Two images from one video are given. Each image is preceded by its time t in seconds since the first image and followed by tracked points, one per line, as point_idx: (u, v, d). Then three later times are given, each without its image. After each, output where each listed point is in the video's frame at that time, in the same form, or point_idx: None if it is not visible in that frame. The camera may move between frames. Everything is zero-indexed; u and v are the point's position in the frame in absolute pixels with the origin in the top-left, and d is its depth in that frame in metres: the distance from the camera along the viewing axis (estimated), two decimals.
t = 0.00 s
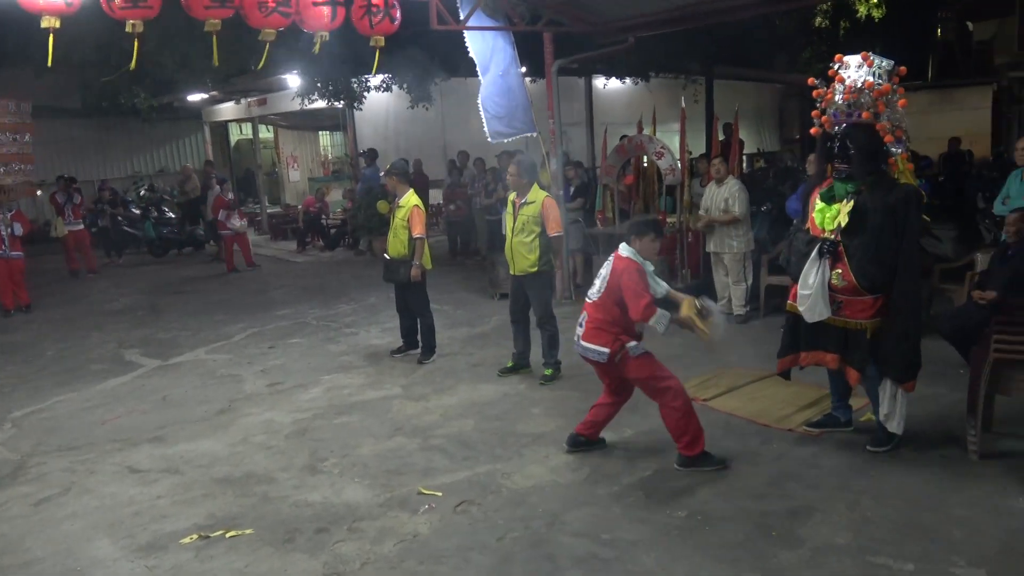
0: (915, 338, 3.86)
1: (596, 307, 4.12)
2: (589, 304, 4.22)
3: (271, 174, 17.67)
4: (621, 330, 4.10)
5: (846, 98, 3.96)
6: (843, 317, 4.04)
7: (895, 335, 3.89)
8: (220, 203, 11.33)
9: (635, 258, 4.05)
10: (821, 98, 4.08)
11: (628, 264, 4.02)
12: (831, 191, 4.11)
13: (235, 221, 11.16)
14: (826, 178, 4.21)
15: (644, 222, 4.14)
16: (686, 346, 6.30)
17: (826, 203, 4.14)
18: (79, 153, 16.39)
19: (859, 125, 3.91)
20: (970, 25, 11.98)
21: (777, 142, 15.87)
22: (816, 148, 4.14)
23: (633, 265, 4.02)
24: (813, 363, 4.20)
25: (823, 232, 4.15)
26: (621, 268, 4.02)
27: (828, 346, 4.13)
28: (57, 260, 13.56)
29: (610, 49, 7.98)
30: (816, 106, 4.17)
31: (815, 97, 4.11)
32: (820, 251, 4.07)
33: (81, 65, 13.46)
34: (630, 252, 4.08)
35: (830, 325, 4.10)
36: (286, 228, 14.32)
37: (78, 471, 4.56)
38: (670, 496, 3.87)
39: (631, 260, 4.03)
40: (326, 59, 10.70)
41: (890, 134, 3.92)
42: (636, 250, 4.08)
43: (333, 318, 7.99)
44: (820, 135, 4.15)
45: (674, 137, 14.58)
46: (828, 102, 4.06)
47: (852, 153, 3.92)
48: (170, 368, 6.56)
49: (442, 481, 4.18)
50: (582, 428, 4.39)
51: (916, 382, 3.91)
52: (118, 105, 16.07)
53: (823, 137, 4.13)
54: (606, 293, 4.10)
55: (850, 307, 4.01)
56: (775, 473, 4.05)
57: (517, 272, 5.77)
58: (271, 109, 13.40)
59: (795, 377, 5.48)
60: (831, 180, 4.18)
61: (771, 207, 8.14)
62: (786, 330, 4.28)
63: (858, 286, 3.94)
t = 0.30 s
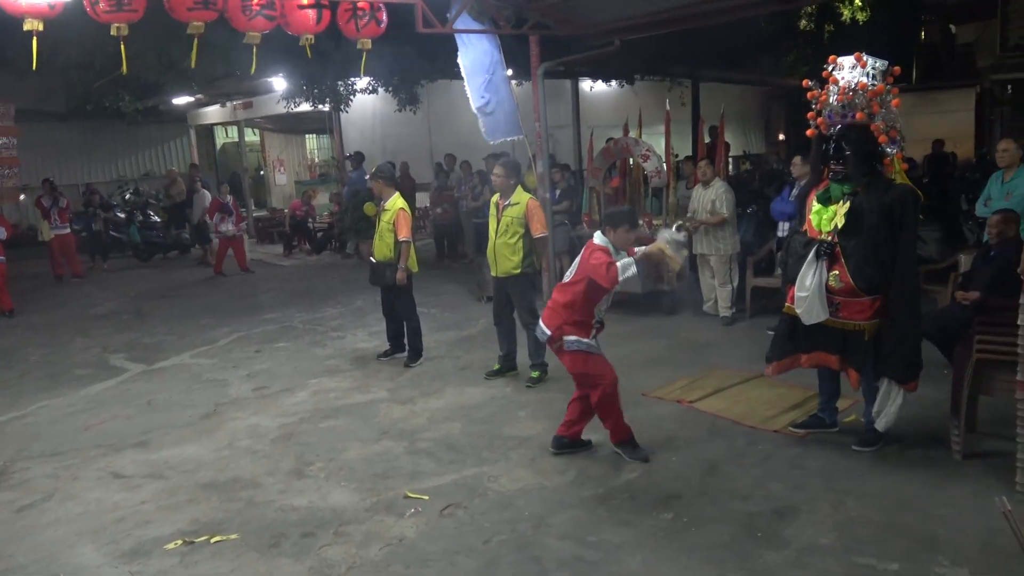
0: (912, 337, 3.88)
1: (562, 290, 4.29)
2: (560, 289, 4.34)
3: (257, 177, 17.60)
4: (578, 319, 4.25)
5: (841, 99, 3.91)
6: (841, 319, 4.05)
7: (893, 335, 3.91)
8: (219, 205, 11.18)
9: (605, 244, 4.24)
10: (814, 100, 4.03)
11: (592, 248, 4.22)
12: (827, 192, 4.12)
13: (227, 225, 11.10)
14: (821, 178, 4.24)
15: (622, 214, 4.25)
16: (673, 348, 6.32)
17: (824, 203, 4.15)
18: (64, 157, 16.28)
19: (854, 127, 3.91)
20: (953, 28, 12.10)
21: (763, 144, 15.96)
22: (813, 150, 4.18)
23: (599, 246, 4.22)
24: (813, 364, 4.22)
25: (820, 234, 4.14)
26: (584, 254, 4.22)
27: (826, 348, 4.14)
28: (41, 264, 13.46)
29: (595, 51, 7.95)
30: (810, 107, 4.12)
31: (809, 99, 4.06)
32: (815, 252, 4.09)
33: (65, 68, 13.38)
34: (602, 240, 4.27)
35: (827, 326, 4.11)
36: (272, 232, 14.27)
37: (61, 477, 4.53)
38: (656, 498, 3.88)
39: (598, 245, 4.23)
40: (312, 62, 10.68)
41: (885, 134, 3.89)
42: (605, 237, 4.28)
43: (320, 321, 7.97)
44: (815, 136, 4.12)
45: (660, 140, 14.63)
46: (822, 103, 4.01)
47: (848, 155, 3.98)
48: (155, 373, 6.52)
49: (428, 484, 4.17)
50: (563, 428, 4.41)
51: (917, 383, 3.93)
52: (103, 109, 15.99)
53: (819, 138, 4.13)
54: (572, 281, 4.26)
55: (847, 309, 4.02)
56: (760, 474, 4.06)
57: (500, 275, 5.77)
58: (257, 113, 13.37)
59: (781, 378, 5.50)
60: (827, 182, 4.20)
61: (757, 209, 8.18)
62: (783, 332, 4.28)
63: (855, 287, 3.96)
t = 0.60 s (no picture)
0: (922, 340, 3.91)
1: (543, 292, 4.28)
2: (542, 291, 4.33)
3: (246, 181, 17.55)
4: (559, 323, 4.24)
5: (838, 104, 3.96)
6: (847, 324, 4.06)
7: (903, 339, 3.94)
8: (216, 208, 11.15)
9: (586, 253, 4.21)
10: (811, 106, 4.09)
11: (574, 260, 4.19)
12: (827, 197, 4.15)
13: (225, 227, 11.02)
14: (822, 185, 4.27)
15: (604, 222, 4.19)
16: (663, 352, 6.34)
17: (825, 208, 4.16)
18: (51, 160, 16.18)
19: (853, 130, 3.94)
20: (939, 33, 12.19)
21: (751, 148, 16.04)
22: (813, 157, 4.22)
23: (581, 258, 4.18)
24: (820, 372, 4.18)
25: (823, 239, 4.15)
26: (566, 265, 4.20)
27: (834, 354, 4.13)
28: (28, 269, 13.37)
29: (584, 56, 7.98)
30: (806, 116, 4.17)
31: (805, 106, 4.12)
32: (819, 258, 4.07)
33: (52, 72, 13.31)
34: (586, 249, 4.23)
35: (833, 331, 4.11)
36: (262, 236, 14.23)
37: (48, 483, 4.50)
38: (645, 502, 3.88)
39: (578, 255, 4.20)
40: (300, 65, 10.65)
41: (884, 136, 3.93)
42: (590, 248, 4.23)
43: (309, 325, 7.96)
44: (814, 142, 4.16)
45: (649, 144, 14.68)
46: (819, 110, 4.07)
47: (847, 158, 4.02)
48: (143, 377, 6.49)
49: (418, 488, 4.17)
50: (553, 429, 4.41)
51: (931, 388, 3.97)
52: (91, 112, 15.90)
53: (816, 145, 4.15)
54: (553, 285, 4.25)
55: (854, 314, 4.03)
56: (750, 478, 4.08)
57: (487, 277, 5.77)
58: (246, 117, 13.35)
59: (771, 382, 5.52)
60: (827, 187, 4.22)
61: (746, 213, 8.21)
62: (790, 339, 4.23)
63: (861, 290, 3.97)
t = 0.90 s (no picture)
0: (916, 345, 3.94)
1: (529, 299, 4.27)
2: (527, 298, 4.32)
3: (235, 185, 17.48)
4: (546, 329, 4.23)
5: (826, 109, 3.95)
6: (839, 328, 4.07)
7: (898, 343, 3.95)
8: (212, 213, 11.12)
9: (572, 264, 4.19)
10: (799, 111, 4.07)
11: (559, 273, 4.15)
12: (816, 202, 4.16)
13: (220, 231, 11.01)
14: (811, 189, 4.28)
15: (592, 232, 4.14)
16: (653, 355, 6.35)
17: (813, 213, 4.17)
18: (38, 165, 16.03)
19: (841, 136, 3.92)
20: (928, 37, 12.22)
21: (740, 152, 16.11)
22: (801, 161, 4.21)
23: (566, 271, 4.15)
24: (810, 377, 4.20)
25: (812, 243, 4.18)
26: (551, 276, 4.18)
27: (823, 359, 4.14)
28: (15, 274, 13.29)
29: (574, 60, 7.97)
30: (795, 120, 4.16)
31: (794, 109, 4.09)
32: (808, 263, 4.11)
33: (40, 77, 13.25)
34: (573, 260, 4.21)
35: (823, 336, 4.12)
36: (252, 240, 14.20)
37: (36, 489, 4.46)
38: (636, 505, 3.88)
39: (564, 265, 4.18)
40: (289, 69, 10.63)
41: (872, 141, 3.91)
42: (577, 261, 4.19)
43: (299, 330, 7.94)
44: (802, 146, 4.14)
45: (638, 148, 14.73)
46: (807, 114, 4.05)
47: (836, 163, 4.04)
48: (132, 383, 6.46)
49: (408, 493, 4.16)
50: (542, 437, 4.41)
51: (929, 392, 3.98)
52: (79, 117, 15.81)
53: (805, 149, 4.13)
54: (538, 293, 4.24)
55: (844, 318, 4.05)
56: (740, 481, 4.08)
57: (478, 279, 5.77)
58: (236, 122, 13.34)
59: (761, 385, 5.54)
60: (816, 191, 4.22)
61: (735, 217, 8.24)
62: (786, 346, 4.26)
63: (851, 295, 4.00)
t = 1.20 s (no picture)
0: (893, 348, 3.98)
1: (523, 299, 4.27)
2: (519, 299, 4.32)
3: (229, 184, 17.45)
4: (538, 330, 4.23)
5: (810, 116, 3.97)
6: (825, 333, 4.07)
7: (878, 347, 3.99)
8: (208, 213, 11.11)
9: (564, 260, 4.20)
10: (782, 118, 4.08)
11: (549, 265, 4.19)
12: (801, 209, 4.22)
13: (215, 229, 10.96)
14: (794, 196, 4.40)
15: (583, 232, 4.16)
16: (645, 358, 6.37)
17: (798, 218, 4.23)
18: (30, 162, 15.85)
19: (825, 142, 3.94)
20: (919, 46, 12.21)
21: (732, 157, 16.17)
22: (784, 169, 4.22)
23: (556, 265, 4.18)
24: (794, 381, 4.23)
25: (797, 249, 4.21)
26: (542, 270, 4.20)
27: (808, 365, 4.16)
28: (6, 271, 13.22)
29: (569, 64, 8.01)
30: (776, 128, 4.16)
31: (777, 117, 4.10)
32: (796, 268, 4.11)
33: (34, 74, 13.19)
34: (564, 258, 4.21)
35: (809, 341, 4.13)
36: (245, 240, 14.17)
37: (25, 488, 4.44)
38: (627, 508, 3.89)
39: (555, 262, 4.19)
40: (284, 68, 10.62)
41: (856, 148, 3.92)
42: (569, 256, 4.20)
43: (291, 330, 7.93)
44: (785, 152, 4.13)
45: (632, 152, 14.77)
46: (790, 121, 4.06)
47: (821, 170, 4.05)
48: (123, 381, 6.43)
49: (400, 494, 4.16)
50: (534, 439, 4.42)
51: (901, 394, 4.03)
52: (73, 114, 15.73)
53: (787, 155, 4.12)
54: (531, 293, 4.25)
55: (830, 323, 4.05)
56: (731, 485, 4.09)
57: (469, 281, 5.76)
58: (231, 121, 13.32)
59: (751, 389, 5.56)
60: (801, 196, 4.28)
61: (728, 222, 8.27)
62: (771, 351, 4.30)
63: (837, 300, 4.01)
